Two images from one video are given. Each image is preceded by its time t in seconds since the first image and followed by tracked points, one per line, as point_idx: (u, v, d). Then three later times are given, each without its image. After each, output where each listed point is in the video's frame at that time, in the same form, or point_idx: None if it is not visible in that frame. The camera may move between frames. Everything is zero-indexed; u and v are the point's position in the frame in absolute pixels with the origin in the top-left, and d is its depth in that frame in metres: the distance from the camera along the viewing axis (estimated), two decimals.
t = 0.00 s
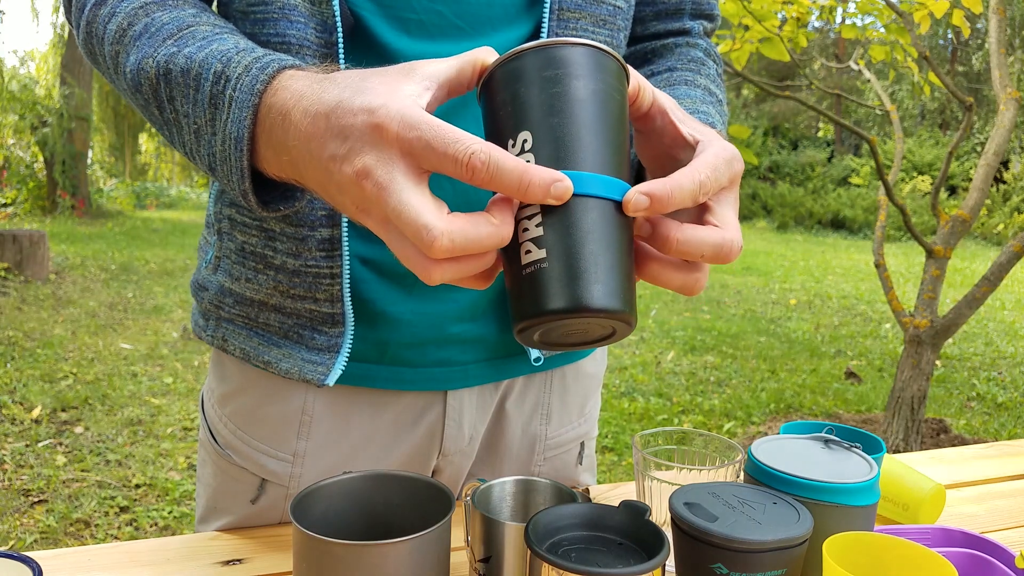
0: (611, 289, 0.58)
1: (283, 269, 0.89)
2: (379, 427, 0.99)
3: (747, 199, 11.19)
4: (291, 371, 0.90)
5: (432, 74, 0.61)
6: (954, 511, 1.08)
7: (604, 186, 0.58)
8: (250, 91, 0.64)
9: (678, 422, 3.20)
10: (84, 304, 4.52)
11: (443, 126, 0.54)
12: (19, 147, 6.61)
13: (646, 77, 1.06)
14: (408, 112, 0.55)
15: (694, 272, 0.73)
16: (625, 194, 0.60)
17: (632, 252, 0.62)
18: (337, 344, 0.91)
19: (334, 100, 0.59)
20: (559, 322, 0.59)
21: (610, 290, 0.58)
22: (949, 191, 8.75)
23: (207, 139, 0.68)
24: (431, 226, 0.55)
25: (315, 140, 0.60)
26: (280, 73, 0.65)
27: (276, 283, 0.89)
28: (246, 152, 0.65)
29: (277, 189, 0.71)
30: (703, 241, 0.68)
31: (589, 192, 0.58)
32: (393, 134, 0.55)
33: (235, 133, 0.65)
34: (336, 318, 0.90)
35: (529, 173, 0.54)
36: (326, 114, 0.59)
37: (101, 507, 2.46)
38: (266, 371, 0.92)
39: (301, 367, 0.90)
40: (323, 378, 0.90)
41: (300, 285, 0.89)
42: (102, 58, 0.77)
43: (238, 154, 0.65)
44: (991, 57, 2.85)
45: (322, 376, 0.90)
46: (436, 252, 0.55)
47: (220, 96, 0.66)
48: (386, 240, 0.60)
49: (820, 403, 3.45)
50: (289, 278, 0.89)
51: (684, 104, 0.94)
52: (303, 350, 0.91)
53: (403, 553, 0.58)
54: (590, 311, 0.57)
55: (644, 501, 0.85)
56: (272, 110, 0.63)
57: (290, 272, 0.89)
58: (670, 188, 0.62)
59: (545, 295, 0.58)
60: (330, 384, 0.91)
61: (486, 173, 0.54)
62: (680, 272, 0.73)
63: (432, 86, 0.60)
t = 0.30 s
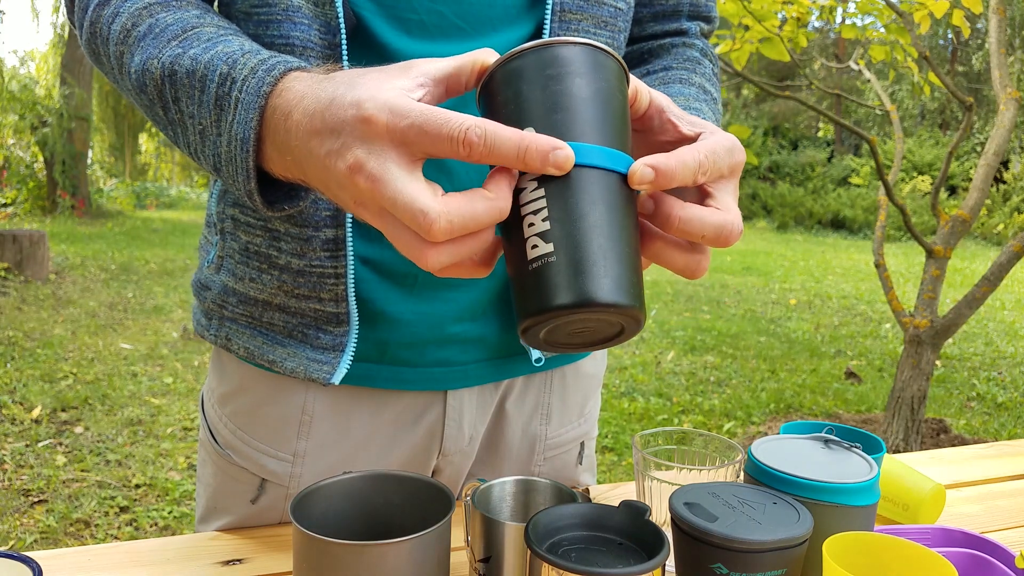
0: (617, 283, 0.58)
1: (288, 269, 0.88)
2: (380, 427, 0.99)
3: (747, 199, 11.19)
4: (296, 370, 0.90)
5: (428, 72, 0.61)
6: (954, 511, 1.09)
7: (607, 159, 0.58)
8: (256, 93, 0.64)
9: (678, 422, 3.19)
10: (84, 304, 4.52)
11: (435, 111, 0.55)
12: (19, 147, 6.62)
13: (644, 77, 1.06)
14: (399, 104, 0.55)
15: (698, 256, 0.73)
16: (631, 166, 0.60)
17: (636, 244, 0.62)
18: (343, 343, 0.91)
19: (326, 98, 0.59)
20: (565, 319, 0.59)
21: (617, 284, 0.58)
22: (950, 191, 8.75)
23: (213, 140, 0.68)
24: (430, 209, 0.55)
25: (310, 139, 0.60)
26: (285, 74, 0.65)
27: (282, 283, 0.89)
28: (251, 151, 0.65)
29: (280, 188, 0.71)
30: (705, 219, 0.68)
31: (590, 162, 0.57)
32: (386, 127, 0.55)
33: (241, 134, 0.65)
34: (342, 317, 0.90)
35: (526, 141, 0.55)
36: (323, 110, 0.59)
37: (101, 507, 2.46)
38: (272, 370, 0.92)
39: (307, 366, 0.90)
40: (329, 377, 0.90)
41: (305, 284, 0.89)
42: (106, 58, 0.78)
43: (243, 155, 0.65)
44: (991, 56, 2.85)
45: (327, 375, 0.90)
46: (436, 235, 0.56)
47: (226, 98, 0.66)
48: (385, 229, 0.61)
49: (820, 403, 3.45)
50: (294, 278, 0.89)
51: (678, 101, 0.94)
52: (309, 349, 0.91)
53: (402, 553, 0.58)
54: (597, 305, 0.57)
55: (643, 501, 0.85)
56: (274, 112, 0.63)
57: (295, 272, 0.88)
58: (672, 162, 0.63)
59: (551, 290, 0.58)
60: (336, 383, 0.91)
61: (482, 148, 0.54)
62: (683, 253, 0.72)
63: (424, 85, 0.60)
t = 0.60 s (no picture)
0: (628, 276, 0.58)
1: (288, 270, 0.88)
2: (379, 426, 0.99)
3: (747, 199, 11.19)
4: (299, 370, 0.90)
5: (411, 82, 0.60)
6: (955, 511, 1.09)
7: (605, 146, 0.57)
8: (247, 102, 0.64)
9: (678, 422, 3.20)
10: (84, 304, 4.52)
11: (406, 140, 0.54)
12: (19, 147, 6.62)
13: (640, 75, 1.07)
14: (376, 127, 0.55)
15: (674, 252, 0.72)
16: (631, 150, 0.60)
17: (641, 229, 0.61)
18: (343, 342, 0.91)
19: (314, 116, 0.59)
20: (579, 317, 0.59)
21: (627, 274, 0.58)
22: (950, 190, 8.75)
23: (205, 146, 0.68)
24: (418, 241, 0.57)
25: (300, 155, 0.61)
26: (275, 84, 0.65)
27: (282, 283, 0.89)
28: (242, 161, 0.65)
29: (276, 194, 0.71)
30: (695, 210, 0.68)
31: (586, 154, 0.57)
32: (365, 152, 0.55)
33: (232, 142, 0.65)
34: (341, 317, 0.90)
35: (490, 171, 0.54)
36: (312, 127, 0.59)
37: (101, 507, 2.46)
38: (275, 369, 0.92)
39: (310, 366, 0.90)
40: (332, 377, 0.90)
41: (305, 284, 0.89)
42: (103, 61, 0.78)
43: (235, 162, 0.65)
44: (991, 56, 2.85)
45: (331, 374, 0.90)
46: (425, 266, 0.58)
47: (218, 105, 0.66)
48: (377, 250, 0.62)
49: (820, 403, 3.45)
50: (294, 278, 0.89)
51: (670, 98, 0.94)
52: (309, 349, 0.91)
53: (402, 554, 0.58)
54: (611, 301, 0.57)
55: (644, 502, 0.85)
56: (266, 121, 0.63)
57: (295, 272, 0.88)
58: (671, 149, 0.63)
59: (562, 291, 0.58)
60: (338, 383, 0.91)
61: (446, 183, 0.54)
62: (661, 248, 0.71)
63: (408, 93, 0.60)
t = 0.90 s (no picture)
0: (636, 273, 0.57)
1: (293, 267, 0.89)
2: (380, 425, 0.99)
3: (747, 199, 11.19)
4: (306, 368, 0.91)
5: (426, 78, 0.60)
6: (954, 511, 1.09)
7: (613, 143, 0.57)
8: (263, 103, 0.64)
9: (678, 422, 3.19)
10: (84, 304, 4.52)
11: (417, 147, 0.54)
12: (18, 147, 6.63)
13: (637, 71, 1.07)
14: (388, 128, 0.55)
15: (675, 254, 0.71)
16: (640, 148, 0.61)
17: (650, 228, 0.61)
18: (351, 339, 0.92)
19: (328, 116, 0.59)
20: (585, 315, 0.58)
21: (634, 273, 0.57)
22: (950, 191, 8.75)
23: (218, 147, 0.68)
24: (438, 236, 0.57)
25: (316, 155, 0.61)
26: (290, 83, 0.65)
27: (288, 281, 0.89)
28: (258, 162, 0.65)
29: (289, 193, 0.71)
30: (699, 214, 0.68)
31: (594, 150, 0.56)
32: (378, 153, 0.56)
33: (247, 143, 0.65)
34: (349, 314, 0.91)
35: (497, 188, 0.55)
36: (325, 129, 0.59)
37: (101, 507, 2.46)
38: (281, 369, 0.92)
39: (316, 364, 0.91)
40: (340, 375, 0.91)
41: (311, 282, 0.89)
42: (111, 62, 0.77)
43: (250, 163, 0.66)
44: (991, 56, 2.85)
45: (339, 372, 0.91)
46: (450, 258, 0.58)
47: (232, 106, 0.66)
48: (398, 248, 0.62)
49: (820, 403, 3.45)
50: (300, 275, 0.89)
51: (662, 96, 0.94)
52: (316, 347, 0.91)
53: (402, 554, 0.58)
54: (618, 297, 0.56)
55: (643, 501, 0.85)
56: (281, 121, 0.64)
57: (301, 270, 0.89)
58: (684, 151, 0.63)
59: (569, 287, 0.57)
60: (346, 380, 0.93)
61: (457, 204, 0.54)
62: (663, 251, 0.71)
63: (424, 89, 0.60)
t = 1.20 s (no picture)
0: (652, 269, 0.57)
1: (296, 269, 0.89)
2: (380, 426, 0.99)
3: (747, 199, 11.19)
4: (309, 368, 0.91)
5: (432, 96, 0.61)
6: (955, 511, 1.09)
7: (623, 142, 0.57)
8: (271, 108, 0.64)
9: (677, 422, 3.19)
10: (84, 304, 4.52)
11: (419, 148, 0.55)
12: (19, 147, 6.63)
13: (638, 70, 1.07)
14: (390, 130, 0.56)
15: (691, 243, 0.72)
16: (648, 141, 0.60)
17: (664, 223, 0.60)
18: (353, 340, 0.92)
19: (334, 122, 0.60)
20: (606, 314, 0.57)
21: (651, 267, 0.57)
22: (950, 191, 8.75)
23: (224, 151, 0.68)
24: (450, 230, 0.57)
25: (324, 159, 0.62)
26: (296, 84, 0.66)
27: (290, 283, 0.89)
28: (265, 166, 0.65)
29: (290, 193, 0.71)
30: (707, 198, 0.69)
31: (604, 150, 0.56)
32: (381, 156, 0.56)
33: (255, 147, 0.65)
34: (351, 315, 0.91)
35: (499, 184, 0.55)
36: (329, 132, 0.60)
37: (101, 507, 2.46)
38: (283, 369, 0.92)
39: (319, 364, 0.91)
40: (343, 375, 0.92)
41: (314, 284, 0.89)
42: (109, 62, 0.77)
43: (257, 167, 0.66)
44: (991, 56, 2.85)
45: (342, 372, 0.91)
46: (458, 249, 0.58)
47: (239, 110, 0.66)
48: (408, 246, 0.63)
49: (820, 403, 3.45)
50: (303, 277, 0.89)
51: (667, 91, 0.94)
52: (318, 348, 0.91)
53: (401, 553, 0.58)
54: (636, 295, 0.56)
55: (643, 501, 0.85)
56: (290, 125, 0.64)
57: (304, 272, 0.89)
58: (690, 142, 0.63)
59: (586, 288, 0.56)
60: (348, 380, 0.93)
61: (460, 202, 0.55)
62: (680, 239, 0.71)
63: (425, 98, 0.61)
